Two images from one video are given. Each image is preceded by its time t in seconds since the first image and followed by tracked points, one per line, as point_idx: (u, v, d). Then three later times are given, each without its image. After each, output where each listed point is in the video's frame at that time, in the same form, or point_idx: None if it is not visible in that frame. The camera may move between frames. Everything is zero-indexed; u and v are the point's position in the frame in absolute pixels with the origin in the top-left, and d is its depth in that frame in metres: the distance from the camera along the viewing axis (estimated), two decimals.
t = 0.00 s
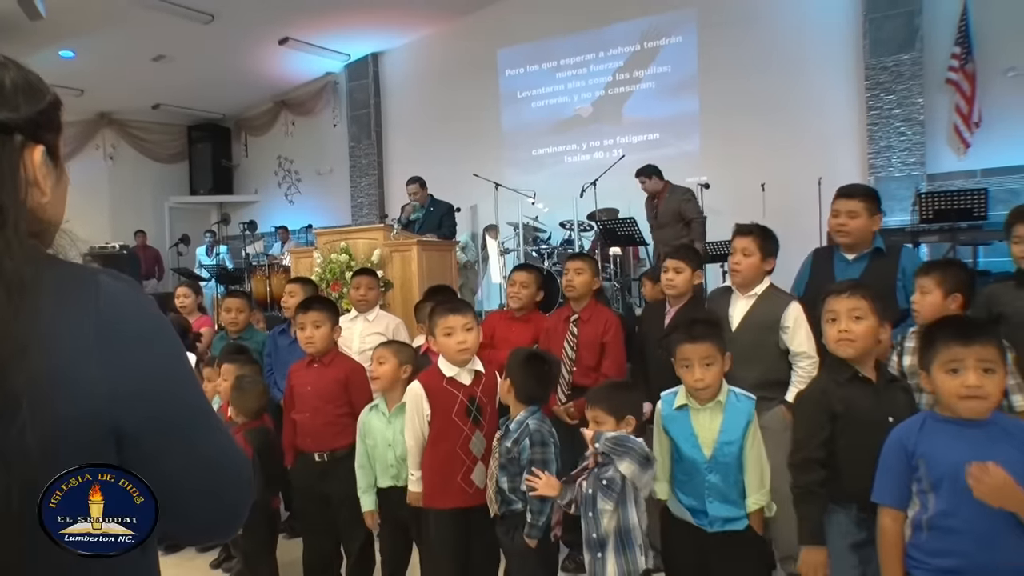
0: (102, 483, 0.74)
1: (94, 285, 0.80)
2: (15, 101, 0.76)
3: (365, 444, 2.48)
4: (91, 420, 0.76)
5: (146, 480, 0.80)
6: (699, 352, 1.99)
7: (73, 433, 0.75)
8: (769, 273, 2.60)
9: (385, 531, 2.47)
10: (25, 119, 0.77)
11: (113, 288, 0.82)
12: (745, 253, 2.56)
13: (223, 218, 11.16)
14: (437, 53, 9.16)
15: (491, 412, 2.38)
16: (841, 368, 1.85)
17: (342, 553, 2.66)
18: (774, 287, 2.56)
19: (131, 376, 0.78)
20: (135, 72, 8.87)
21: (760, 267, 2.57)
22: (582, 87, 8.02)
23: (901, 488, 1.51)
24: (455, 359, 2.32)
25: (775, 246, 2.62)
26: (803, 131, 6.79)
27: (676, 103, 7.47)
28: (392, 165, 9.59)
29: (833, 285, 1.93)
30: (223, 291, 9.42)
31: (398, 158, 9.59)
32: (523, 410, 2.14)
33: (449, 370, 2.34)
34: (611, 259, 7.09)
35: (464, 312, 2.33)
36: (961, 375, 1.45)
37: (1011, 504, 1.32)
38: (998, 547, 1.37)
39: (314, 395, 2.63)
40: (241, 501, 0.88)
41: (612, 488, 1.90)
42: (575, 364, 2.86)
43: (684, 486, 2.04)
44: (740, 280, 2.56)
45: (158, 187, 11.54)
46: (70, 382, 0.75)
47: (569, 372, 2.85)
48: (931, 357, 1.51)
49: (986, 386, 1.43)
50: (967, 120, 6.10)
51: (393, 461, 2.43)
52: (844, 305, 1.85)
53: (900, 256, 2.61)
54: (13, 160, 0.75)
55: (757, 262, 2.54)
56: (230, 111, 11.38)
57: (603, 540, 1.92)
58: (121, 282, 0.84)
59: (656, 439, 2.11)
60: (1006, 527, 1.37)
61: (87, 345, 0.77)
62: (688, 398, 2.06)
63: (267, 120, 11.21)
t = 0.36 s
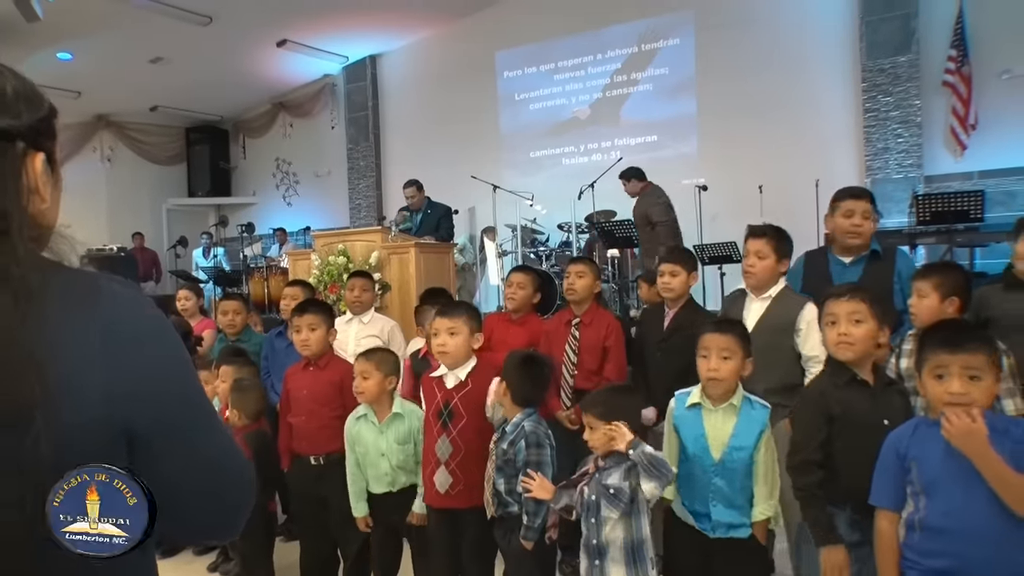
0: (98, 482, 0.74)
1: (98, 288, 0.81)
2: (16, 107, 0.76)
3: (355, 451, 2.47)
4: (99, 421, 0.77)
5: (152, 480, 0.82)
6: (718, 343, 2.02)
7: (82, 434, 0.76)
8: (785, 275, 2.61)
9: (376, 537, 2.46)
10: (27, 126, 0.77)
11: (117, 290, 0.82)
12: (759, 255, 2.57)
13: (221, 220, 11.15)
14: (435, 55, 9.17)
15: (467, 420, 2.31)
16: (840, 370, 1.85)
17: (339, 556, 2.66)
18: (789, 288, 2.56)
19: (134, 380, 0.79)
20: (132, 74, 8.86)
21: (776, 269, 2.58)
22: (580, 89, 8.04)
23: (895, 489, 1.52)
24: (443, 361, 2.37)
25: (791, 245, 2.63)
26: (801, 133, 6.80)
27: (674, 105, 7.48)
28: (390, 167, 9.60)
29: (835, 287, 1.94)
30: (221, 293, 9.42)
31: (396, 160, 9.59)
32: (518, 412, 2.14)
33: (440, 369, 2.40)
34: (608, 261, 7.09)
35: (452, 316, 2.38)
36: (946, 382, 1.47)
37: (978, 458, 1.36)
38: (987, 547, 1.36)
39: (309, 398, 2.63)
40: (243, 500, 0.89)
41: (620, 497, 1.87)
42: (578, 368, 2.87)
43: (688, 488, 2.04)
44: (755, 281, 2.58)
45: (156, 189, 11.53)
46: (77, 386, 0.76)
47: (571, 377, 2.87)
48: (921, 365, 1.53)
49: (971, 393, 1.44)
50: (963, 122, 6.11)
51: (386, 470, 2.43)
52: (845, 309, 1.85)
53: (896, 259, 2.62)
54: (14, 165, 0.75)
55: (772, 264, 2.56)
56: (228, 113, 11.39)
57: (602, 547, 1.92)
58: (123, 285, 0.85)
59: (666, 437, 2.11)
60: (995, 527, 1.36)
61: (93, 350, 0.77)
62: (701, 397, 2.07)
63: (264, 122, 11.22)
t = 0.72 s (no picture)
0: (94, 482, 0.73)
1: (114, 294, 0.84)
2: (13, 113, 0.76)
3: (347, 452, 2.47)
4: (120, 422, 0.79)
5: (164, 475, 0.86)
6: (723, 341, 2.03)
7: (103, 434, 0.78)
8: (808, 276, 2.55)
9: (367, 541, 2.45)
10: (23, 130, 0.76)
11: (131, 296, 0.86)
12: (781, 250, 2.52)
13: (220, 222, 11.16)
14: (433, 57, 9.17)
15: (472, 419, 2.31)
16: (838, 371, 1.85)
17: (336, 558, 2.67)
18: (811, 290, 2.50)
19: (156, 384, 0.83)
20: (130, 75, 8.86)
21: (798, 264, 2.52)
22: (579, 91, 8.05)
23: (885, 489, 1.53)
24: (445, 360, 2.37)
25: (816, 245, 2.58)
26: (799, 135, 6.81)
27: (672, 107, 7.49)
28: (388, 168, 9.60)
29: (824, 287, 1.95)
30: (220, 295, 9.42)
31: (394, 161, 9.60)
32: (513, 412, 2.14)
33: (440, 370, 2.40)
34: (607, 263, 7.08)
35: (457, 317, 2.39)
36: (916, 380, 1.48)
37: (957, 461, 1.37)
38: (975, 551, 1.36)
39: (305, 400, 2.63)
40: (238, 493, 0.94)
41: (615, 502, 1.89)
42: (575, 370, 2.85)
43: (704, 489, 2.02)
44: (778, 277, 2.52)
45: (154, 191, 11.52)
46: (100, 386, 0.78)
47: (570, 379, 2.84)
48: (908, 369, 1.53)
49: (934, 394, 1.45)
50: (959, 125, 6.13)
51: (379, 469, 2.42)
52: (844, 311, 1.84)
53: (890, 262, 2.64)
54: (16, 168, 0.76)
55: (794, 258, 2.50)
56: (227, 114, 11.38)
57: (591, 551, 1.92)
58: (134, 289, 0.88)
59: (679, 437, 2.11)
60: (985, 531, 1.36)
61: (115, 352, 0.80)
62: (714, 397, 2.07)
63: (263, 123, 11.22)
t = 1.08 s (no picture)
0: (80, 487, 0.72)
1: (111, 292, 0.81)
2: None
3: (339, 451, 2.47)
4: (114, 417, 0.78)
5: (156, 469, 0.85)
6: (725, 348, 2.00)
7: (95, 432, 0.77)
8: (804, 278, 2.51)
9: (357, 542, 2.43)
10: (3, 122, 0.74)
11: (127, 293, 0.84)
12: (778, 253, 2.48)
13: (216, 224, 11.14)
14: (430, 58, 9.16)
15: (476, 413, 2.38)
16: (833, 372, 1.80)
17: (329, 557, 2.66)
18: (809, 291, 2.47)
19: (149, 381, 0.81)
20: (125, 76, 8.84)
21: (795, 267, 2.49)
22: (575, 92, 8.04)
23: (876, 488, 1.54)
24: (441, 359, 2.33)
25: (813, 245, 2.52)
26: (795, 136, 6.82)
27: (668, 109, 7.49)
28: (385, 170, 9.59)
29: (798, 291, 1.92)
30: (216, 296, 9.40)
31: (391, 163, 9.58)
32: (503, 410, 2.14)
33: (436, 369, 2.35)
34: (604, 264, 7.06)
35: (452, 316, 2.37)
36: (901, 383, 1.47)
37: (925, 459, 1.41)
38: (954, 543, 1.42)
39: (298, 400, 2.62)
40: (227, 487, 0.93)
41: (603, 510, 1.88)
42: (574, 370, 2.84)
43: (705, 486, 2.02)
44: (773, 280, 2.50)
45: (150, 192, 11.49)
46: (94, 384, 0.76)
47: (567, 379, 2.82)
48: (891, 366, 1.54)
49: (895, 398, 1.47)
50: (954, 127, 6.14)
51: (370, 469, 2.43)
52: (835, 316, 1.81)
53: (884, 261, 2.64)
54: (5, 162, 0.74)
55: (791, 262, 2.47)
56: (223, 115, 11.36)
57: (578, 555, 1.92)
58: (128, 285, 0.86)
59: (679, 437, 2.10)
60: (961, 522, 1.42)
61: (111, 349, 0.78)
62: (717, 397, 2.05)
63: (259, 125, 11.20)
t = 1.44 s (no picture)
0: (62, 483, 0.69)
1: (81, 296, 0.79)
2: None
3: (326, 452, 2.46)
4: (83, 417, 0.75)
5: (135, 478, 0.82)
6: (715, 361, 1.98)
7: (62, 434, 0.73)
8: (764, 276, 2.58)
9: (344, 542, 2.44)
10: None
11: (98, 296, 0.81)
12: (738, 256, 2.53)
13: (205, 223, 11.09)
14: (420, 57, 9.15)
15: (457, 416, 2.36)
16: (818, 373, 1.78)
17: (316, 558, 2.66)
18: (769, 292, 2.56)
19: (119, 383, 0.78)
20: (112, 74, 8.79)
21: (754, 270, 2.55)
22: (565, 91, 8.06)
23: (855, 493, 1.56)
24: (421, 360, 2.34)
25: (773, 248, 2.59)
26: (784, 136, 6.84)
27: (658, 108, 7.51)
28: (375, 168, 9.58)
29: (780, 294, 1.89)
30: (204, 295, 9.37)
31: (381, 162, 9.57)
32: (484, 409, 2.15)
33: (415, 369, 2.35)
34: (594, 263, 7.05)
35: (429, 317, 2.37)
36: (888, 381, 1.50)
37: (923, 459, 1.41)
38: (941, 544, 1.42)
39: (285, 402, 2.61)
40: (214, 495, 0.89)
41: (589, 513, 1.89)
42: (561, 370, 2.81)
43: (693, 489, 2.03)
44: (733, 281, 2.56)
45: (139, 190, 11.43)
46: (56, 387, 0.73)
47: (555, 380, 2.80)
48: (875, 367, 1.55)
49: (909, 395, 1.47)
50: (941, 126, 6.18)
51: (357, 470, 2.42)
52: (819, 321, 1.77)
53: (867, 261, 2.64)
54: None
55: (751, 265, 2.52)
56: (212, 113, 11.31)
57: (562, 557, 1.92)
58: (99, 287, 0.84)
59: (667, 436, 2.11)
60: (950, 522, 1.43)
61: (75, 351, 0.76)
62: (708, 406, 2.04)
63: (249, 123, 11.17)
